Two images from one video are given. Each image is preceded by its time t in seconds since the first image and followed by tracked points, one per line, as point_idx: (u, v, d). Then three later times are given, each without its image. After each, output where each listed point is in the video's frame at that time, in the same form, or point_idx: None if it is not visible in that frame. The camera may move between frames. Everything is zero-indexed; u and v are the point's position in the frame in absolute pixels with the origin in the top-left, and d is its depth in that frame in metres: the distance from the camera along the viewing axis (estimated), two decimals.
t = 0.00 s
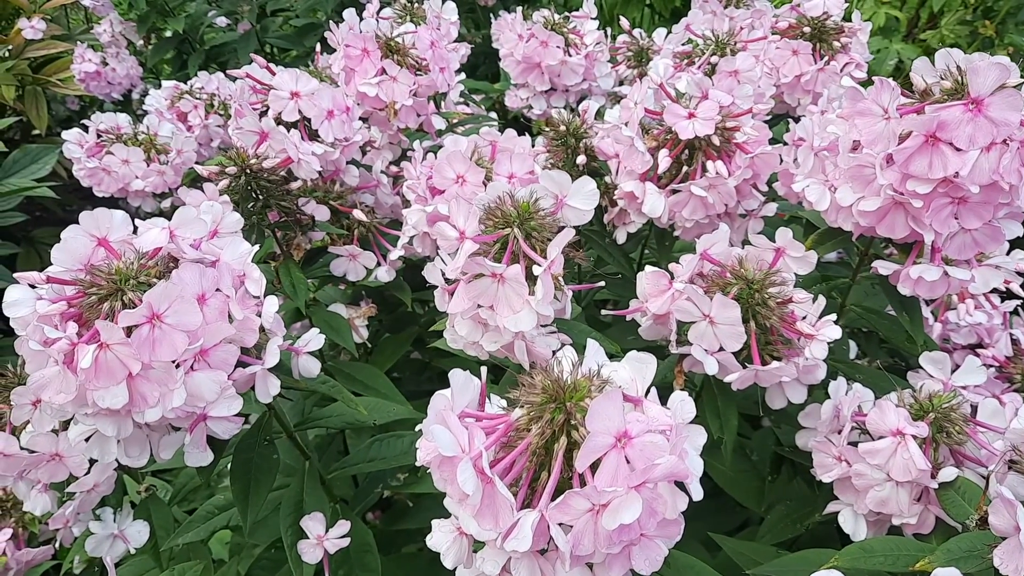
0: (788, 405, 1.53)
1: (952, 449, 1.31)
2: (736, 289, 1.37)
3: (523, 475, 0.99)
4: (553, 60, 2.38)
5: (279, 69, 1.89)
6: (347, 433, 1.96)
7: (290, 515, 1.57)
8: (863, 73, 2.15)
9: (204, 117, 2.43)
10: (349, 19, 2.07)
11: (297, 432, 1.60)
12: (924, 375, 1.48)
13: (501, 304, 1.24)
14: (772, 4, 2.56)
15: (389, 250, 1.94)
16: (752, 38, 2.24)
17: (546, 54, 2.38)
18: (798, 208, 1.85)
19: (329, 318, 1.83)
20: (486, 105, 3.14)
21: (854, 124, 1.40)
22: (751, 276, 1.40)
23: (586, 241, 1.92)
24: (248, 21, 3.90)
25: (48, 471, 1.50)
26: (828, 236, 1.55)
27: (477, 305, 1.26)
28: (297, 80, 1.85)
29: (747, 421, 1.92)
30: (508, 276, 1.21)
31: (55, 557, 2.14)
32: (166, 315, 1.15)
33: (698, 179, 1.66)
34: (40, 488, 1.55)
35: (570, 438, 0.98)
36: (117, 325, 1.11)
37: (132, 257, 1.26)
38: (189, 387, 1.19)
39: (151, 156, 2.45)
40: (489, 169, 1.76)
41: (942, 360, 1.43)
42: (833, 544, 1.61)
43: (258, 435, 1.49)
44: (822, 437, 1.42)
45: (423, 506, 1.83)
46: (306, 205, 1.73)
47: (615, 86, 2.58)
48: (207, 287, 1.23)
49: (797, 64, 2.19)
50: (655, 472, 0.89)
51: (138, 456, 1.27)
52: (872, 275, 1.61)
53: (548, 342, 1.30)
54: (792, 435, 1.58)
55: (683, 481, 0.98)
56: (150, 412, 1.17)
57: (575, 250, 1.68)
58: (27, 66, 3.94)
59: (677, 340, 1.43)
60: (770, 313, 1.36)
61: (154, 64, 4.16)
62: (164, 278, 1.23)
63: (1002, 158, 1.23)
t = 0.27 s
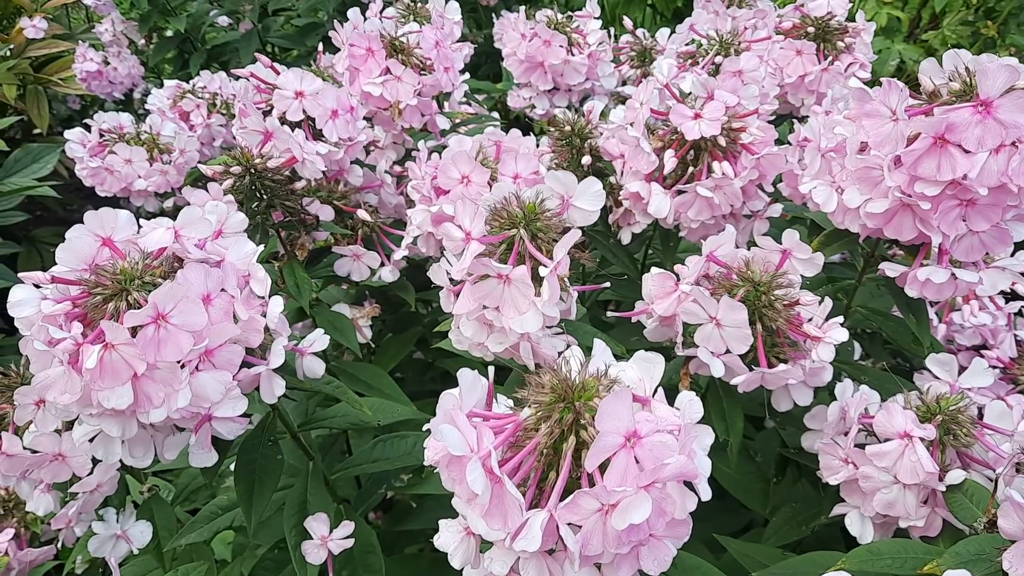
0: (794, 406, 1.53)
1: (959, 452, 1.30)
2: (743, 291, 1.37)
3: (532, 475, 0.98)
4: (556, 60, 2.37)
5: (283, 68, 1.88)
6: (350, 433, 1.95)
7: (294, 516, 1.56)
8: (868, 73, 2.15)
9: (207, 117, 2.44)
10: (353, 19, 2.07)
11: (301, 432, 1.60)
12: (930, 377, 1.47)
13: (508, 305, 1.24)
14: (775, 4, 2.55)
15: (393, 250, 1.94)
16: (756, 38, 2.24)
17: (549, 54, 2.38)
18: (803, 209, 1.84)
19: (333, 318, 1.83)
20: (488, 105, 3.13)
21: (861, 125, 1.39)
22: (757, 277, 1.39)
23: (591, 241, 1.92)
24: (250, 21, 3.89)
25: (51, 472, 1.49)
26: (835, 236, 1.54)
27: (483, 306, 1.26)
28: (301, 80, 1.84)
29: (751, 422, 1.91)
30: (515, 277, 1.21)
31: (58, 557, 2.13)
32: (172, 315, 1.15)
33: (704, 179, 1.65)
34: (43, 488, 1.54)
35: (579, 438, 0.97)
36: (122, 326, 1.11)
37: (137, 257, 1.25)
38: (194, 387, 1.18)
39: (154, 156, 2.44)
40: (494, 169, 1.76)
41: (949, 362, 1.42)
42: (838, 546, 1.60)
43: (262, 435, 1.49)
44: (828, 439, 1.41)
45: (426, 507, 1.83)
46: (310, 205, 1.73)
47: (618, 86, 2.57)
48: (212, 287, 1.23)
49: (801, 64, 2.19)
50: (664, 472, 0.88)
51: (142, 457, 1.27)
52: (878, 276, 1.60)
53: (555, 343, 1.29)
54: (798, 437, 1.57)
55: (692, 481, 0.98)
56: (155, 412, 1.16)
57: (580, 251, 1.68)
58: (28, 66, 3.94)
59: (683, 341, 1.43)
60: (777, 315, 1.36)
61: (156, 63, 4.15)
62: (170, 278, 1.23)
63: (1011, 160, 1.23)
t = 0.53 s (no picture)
0: (795, 407, 1.52)
1: (960, 453, 1.30)
2: (743, 291, 1.36)
3: (532, 478, 0.97)
4: (557, 59, 2.37)
5: (283, 67, 1.88)
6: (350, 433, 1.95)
7: (294, 517, 1.56)
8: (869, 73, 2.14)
9: (206, 116, 2.44)
10: (353, 18, 2.07)
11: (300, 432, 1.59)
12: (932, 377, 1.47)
13: (508, 305, 1.23)
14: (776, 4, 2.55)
15: (393, 249, 1.93)
16: (757, 38, 2.23)
17: (550, 53, 2.38)
18: (804, 209, 1.84)
19: (332, 318, 1.82)
20: (489, 104, 3.13)
21: (863, 125, 1.39)
22: (758, 277, 1.39)
23: (591, 241, 1.91)
24: (250, 20, 3.89)
25: (49, 471, 1.49)
26: (836, 237, 1.53)
27: (483, 306, 1.25)
28: (301, 78, 1.84)
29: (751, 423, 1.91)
30: (515, 277, 1.21)
31: (56, 557, 2.13)
32: (171, 315, 1.15)
33: (705, 179, 1.65)
34: (41, 488, 1.54)
35: (580, 440, 0.96)
36: (121, 325, 1.11)
37: (137, 256, 1.25)
38: (193, 387, 1.18)
39: (153, 154, 2.44)
40: (494, 168, 1.75)
41: (951, 363, 1.42)
42: (839, 547, 1.60)
43: (261, 435, 1.49)
44: (829, 440, 1.41)
45: (426, 507, 1.82)
46: (310, 204, 1.73)
47: (619, 85, 2.57)
48: (212, 287, 1.22)
49: (802, 64, 2.18)
50: (666, 475, 0.88)
51: (141, 457, 1.26)
52: (879, 276, 1.60)
53: (555, 344, 1.29)
54: (798, 437, 1.57)
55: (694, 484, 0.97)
56: (154, 412, 1.16)
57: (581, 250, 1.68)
58: (28, 64, 3.94)
59: (683, 342, 1.42)
60: (778, 315, 1.35)
61: (156, 62, 4.15)
62: (169, 277, 1.22)
63: (1013, 159, 1.22)
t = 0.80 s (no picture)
0: (793, 408, 1.52)
1: (959, 454, 1.30)
2: (742, 292, 1.36)
3: (529, 479, 0.97)
4: (555, 60, 2.36)
5: (280, 67, 1.87)
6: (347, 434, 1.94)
7: (290, 518, 1.55)
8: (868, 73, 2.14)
9: (204, 116, 2.43)
10: (351, 17, 2.06)
11: (297, 433, 1.59)
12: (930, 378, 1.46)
13: (506, 305, 1.23)
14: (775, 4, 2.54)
15: (391, 250, 1.93)
16: (756, 38, 2.23)
17: (548, 53, 2.37)
18: (802, 209, 1.83)
19: (329, 318, 1.82)
20: (488, 104, 3.12)
21: (862, 125, 1.38)
22: (757, 278, 1.38)
23: (589, 241, 1.91)
24: (248, 19, 3.88)
25: (45, 473, 1.48)
26: (835, 237, 1.53)
27: (480, 306, 1.25)
28: (298, 78, 1.83)
29: (750, 424, 1.91)
30: (513, 278, 1.20)
31: (53, 558, 2.12)
32: (166, 316, 1.14)
33: (703, 180, 1.65)
34: (38, 490, 1.53)
35: (577, 442, 0.96)
36: (116, 326, 1.10)
37: (132, 256, 1.24)
38: (188, 389, 1.17)
39: (151, 154, 2.43)
40: (492, 169, 1.74)
41: (950, 364, 1.41)
42: (837, 549, 1.59)
43: (258, 436, 1.48)
44: (828, 441, 1.40)
45: (423, 508, 1.82)
46: (307, 205, 1.72)
47: (617, 86, 2.56)
48: (208, 288, 1.21)
49: (801, 64, 2.18)
50: (664, 477, 0.87)
51: (137, 459, 1.26)
52: (877, 277, 1.59)
53: (552, 345, 1.28)
54: (797, 438, 1.56)
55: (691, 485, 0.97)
56: (149, 414, 1.15)
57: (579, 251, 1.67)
58: (26, 63, 3.93)
59: (681, 343, 1.42)
60: (776, 316, 1.35)
61: (154, 61, 4.14)
62: (165, 278, 1.21)
63: (1013, 160, 1.22)
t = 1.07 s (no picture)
0: (790, 406, 1.52)
1: (956, 452, 1.29)
2: (738, 289, 1.35)
3: (522, 475, 0.96)
4: (553, 58, 2.36)
5: (276, 64, 1.87)
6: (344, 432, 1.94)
7: (285, 516, 1.55)
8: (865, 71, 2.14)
9: (201, 114, 2.43)
10: (348, 15, 2.05)
11: (292, 431, 1.58)
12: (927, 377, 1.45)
13: (500, 302, 1.22)
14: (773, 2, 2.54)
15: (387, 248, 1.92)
16: (754, 36, 2.23)
17: (546, 52, 2.36)
18: (799, 207, 1.83)
19: (325, 316, 1.82)
20: (485, 104, 3.12)
21: (859, 122, 1.38)
22: (753, 275, 1.38)
23: (586, 239, 1.91)
24: (246, 19, 3.87)
25: (39, 471, 1.48)
26: (832, 235, 1.52)
27: (475, 303, 1.25)
28: (294, 75, 1.82)
29: (747, 422, 1.90)
30: (507, 274, 1.20)
31: (48, 557, 2.12)
32: (159, 312, 1.13)
33: (700, 177, 1.64)
34: (31, 487, 1.53)
35: (570, 437, 0.95)
36: (108, 322, 1.09)
37: (125, 253, 1.23)
38: (181, 386, 1.17)
39: (147, 152, 2.43)
40: (488, 166, 1.74)
41: (947, 362, 1.41)
42: (834, 548, 1.59)
43: (253, 434, 1.48)
44: (824, 438, 1.40)
45: (419, 507, 1.81)
46: (303, 202, 1.71)
47: (615, 84, 2.56)
48: (201, 284, 1.21)
49: (798, 62, 2.18)
50: (657, 472, 0.87)
51: (130, 456, 1.26)
52: (875, 275, 1.58)
53: (547, 342, 1.28)
54: (793, 437, 1.56)
55: (685, 481, 0.97)
56: (142, 411, 1.15)
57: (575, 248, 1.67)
58: (23, 63, 3.93)
59: (677, 340, 1.42)
60: (772, 313, 1.35)
61: (152, 61, 4.14)
62: (158, 275, 1.21)
63: (1010, 157, 1.22)
